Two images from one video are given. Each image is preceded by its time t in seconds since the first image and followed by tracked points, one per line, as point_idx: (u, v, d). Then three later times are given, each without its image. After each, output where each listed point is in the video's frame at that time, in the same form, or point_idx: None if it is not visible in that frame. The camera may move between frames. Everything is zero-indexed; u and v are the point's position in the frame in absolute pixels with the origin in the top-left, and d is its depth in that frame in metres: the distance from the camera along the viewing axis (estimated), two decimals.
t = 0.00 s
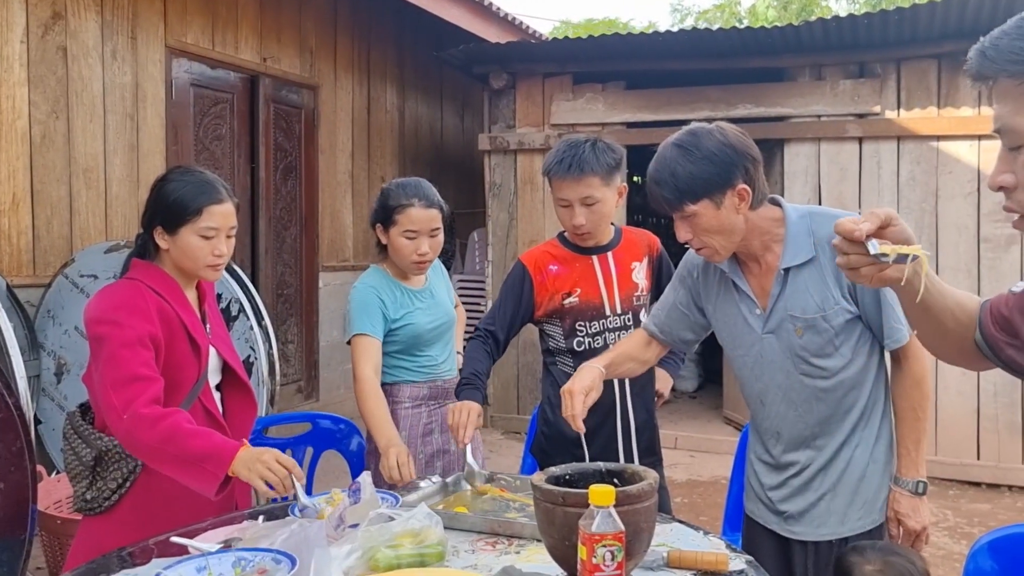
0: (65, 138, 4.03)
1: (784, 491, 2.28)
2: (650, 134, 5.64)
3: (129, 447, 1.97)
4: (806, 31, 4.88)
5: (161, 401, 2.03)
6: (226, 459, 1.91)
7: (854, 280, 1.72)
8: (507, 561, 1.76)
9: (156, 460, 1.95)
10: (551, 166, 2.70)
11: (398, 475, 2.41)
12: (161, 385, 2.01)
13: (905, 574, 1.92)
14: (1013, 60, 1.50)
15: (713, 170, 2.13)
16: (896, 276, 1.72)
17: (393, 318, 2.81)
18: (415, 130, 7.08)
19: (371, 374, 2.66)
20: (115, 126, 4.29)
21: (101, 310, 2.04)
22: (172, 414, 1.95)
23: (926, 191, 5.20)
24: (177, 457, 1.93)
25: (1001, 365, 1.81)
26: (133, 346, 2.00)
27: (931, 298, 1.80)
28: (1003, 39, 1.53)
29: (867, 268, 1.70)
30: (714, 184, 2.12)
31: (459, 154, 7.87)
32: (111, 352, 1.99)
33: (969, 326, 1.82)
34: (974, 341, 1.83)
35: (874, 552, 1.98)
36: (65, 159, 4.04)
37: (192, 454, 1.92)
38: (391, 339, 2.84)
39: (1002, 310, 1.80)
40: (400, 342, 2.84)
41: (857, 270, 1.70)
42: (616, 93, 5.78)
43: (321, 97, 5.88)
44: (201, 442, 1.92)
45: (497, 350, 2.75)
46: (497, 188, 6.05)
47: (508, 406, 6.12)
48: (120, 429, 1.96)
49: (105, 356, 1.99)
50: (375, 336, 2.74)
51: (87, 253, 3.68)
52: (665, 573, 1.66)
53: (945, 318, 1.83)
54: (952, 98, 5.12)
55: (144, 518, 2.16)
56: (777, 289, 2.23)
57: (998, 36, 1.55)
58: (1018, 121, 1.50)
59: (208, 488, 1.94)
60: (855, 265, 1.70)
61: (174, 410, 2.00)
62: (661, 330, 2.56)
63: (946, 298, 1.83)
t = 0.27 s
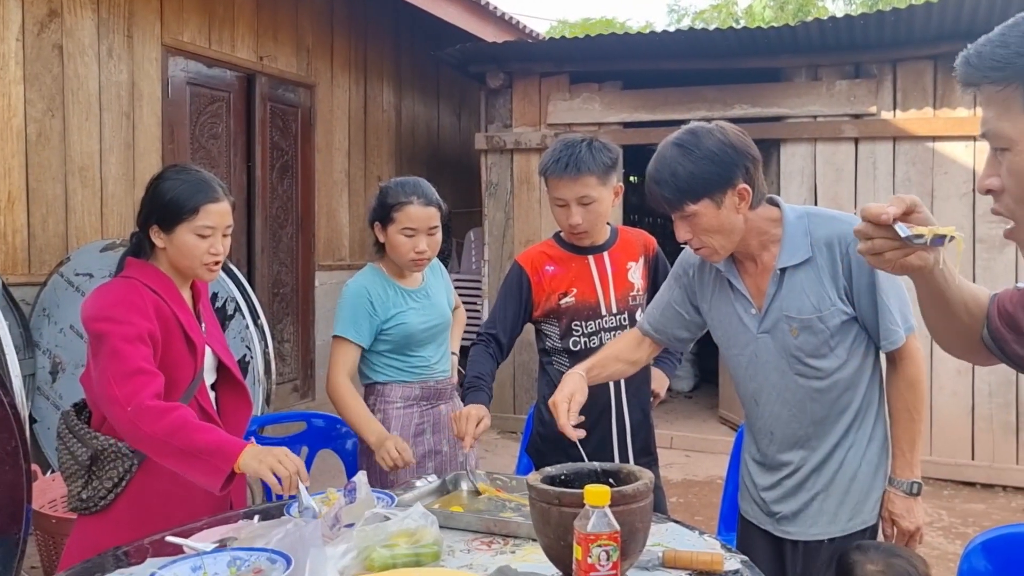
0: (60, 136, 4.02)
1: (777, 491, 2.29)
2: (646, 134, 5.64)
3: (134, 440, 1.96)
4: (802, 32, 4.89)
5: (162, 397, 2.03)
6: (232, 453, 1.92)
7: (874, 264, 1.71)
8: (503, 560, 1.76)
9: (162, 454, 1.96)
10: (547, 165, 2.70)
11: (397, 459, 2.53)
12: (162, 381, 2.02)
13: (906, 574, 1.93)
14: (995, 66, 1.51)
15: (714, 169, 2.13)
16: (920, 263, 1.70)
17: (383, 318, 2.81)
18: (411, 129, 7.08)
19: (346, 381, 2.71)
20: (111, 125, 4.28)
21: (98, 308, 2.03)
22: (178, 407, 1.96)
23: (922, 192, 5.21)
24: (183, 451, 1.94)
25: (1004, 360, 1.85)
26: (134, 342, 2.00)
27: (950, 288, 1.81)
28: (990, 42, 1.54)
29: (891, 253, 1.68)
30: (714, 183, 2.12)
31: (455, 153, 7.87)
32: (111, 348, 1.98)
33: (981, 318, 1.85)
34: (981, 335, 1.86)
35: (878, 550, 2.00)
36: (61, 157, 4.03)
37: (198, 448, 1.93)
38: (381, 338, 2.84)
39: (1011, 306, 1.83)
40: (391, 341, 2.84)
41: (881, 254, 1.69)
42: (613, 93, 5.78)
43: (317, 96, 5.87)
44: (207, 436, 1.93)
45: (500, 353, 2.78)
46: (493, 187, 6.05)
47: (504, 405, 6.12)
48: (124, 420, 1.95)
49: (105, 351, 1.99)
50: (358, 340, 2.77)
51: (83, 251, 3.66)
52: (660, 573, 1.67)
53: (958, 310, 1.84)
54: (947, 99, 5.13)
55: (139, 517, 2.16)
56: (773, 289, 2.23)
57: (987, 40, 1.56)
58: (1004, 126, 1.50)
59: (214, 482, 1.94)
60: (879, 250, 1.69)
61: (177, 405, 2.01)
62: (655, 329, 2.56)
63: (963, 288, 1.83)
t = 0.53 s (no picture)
0: (57, 134, 4.02)
1: (773, 491, 2.29)
2: (643, 134, 5.64)
3: (134, 442, 1.95)
4: (800, 31, 4.89)
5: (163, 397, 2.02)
6: (231, 462, 1.90)
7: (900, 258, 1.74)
8: (500, 559, 1.76)
9: (161, 458, 1.94)
10: (543, 165, 2.69)
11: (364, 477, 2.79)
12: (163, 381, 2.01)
13: None
14: (986, 67, 1.51)
15: (714, 169, 2.12)
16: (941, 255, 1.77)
17: (379, 317, 2.82)
18: (408, 128, 7.07)
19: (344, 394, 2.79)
20: (107, 123, 4.28)
21: (98, 307, 2.02)
22: (181, 410, 1.95)
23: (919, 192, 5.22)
24: (182, 456, 1.92)
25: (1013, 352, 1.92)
26: (135, 341, 1.99)
27: (969, 281, 1.90)
28: (984, 40, 1.54)
29: (915, 246, 1.72)
30: (714, 183, 2.12)
31: (453, 152, 7.87)
32: (113, 347, 1.97)
33: (995, 311, 1.93)
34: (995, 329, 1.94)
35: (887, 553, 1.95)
36: (57, 155, 4.02)
37: (197, 454, 1.91)
38: (376, 338, 2.85)
39: None
40: (386, 340, 2.85)
41: (905, 248, 1.72)
42: (610, 92, 5.78)
43: (314, 94, 5.87)
44: (208, 443, 1.91)
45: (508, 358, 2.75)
46: (490, 186, 6.05)
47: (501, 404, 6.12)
48: (127, 421, 1.94)
49: (106, 351, 1.98)
50: (350, 343, 2.79)
51: (79, 250, 3.64)
52: (658, 572, 1.67)
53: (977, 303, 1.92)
54: (944, 99, 5.13)
55: (137, 516, 2.15)
56: (770, 289, 2.24)
57: (982, 38, 1.55)
58: (994, 126, 1.50)
59: (208, 492, 1.91)
60: (904, 242, 1.72)
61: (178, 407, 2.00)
62: (654, 330, 2.55)
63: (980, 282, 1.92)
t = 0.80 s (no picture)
0: (55, 133, 4.01)
1: (770, 489, 2.29)
2: (642, 133, 5.64)
3: (120, 447, 1.94)
4: (799, 30, 4.89)
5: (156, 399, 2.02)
6: (211, 470, 1.89)
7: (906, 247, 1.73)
8: (499, 558, 1.76)
9: (141, 463, 1.93)
10: (539, 164, 2.69)
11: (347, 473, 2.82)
12: (156, 382, 2.00)
13: None
14: (994, 57, 1.51)
15: (710, 168, 2.12)
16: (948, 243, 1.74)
17: (372, 315, 2.83)
18: (407, 127, 7.07)
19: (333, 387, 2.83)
20: (106, 122, 4.27)
21: (94, 306, 2.02)
22: (165, 416, 1.94)
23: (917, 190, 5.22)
24: (163, 462, 1.92)
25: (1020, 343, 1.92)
26: (128, 342, 1.99)
27: (975, 269, 1.91)
28: (996, 32, 1.54)
29: (925, 236, 1.70)
30: (711, 182, 2.12)
31: (451, 151, 7.86)
32: (104, 348, 1.97)
33: (1001, 303, 1.93)
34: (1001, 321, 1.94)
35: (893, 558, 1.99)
36: (55, 154, 4.02)
37: (179, 461, 1.90)
38: (370, 335, 2.86)
39: None
40: (380, 338, 2.85)
41: (916, 237, 1.71)
42: (609, 91, 5.77)
43: (313, 93, 5.86)
44: (188, 449, 1.90)
45: (515, 357, 2.74)
46: (489, 185, 6.05)
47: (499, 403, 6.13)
48: (112, 427, 1.94)
49: (98, 351, 1.98)
50: (343, 339, 2.82)
51: (78, 248, 3.66)
52: (656, 570, 1.67)
53: (984, 293, 1.92)
54: (943, 98, 5.14)
55: (135, 515, 2.15)
56: (765, 287, 2.24)
57: (992, 31, 1.55)
58: (996, 118, 1.50)
59: (187, 498, 1.92)
60: (915, 232, 1.70)
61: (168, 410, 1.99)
62: (657, 333, 2.55)
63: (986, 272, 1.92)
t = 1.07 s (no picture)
0: (50, 132, 4.00)
1: (762, 488, 2.30)
2: (638, 133, 5.65)
3: (110, 445, 1.95)
4: (794, 31, 4.90)
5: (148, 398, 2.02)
6: (203, 459, 1.91)
7: (901, 243, 1.66)
8: (495, 556, 1.77)
9: (133, 459, 1.94)
10: (533, 165, 2.70)
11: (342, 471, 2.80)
12: (148, 381, 2.00)
13: None
14: (982, 64, 1.49)
15: (705, 166, 2.14)
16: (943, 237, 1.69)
17: (369, 314, 2.83)
18: (403, 126, 7.07)
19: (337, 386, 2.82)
20: (101, 121, 4.27)
21: (87, 305, 2.03)
22: (154, 411, 1.94)
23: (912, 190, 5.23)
24: (155, 456, 1.93)
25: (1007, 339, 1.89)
26: (120, 341, 1.99)
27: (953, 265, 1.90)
28: (990, 36, 1.51)
29: (921, 231, 1.65)
30: (706, 180, 2.13)
31: (448, 151, 7.87)
32: (96, 348, 1.97)
33: (983, 296, 1.92)
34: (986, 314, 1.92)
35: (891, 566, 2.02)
36: (51, 153, 4.01)
37: (171, 454, 1.91)
38: (366, 332, 2.86)
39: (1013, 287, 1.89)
40: (376, 336, 2.86)
41: (911, 232, 1.65)
42: (605, 91, 5.78)
43: (309, 92, 5.86)
44: (177, 441, 1.91)
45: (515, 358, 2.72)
46: (485, 184, 6.06)
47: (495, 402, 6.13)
48: (102, 427, 1.95)
49: (91, 351, 1.98)
50: (339, 336, 2.82)
51: (72, 247, 3.64)
52: (651, 569, 1.67)
53: (963, 288, 1.91)
54: (938, 99, 5.15)
55: (129, 515, 2.15)
56: (758, 288, 2.25)
57: (987, 34, 1.52)
58: (985, 120, 1.49)
59: (182, 489, 1.94)
60: (911, 227, 1.64)
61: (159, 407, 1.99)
62: (661, 332, 2.58)
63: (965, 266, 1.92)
